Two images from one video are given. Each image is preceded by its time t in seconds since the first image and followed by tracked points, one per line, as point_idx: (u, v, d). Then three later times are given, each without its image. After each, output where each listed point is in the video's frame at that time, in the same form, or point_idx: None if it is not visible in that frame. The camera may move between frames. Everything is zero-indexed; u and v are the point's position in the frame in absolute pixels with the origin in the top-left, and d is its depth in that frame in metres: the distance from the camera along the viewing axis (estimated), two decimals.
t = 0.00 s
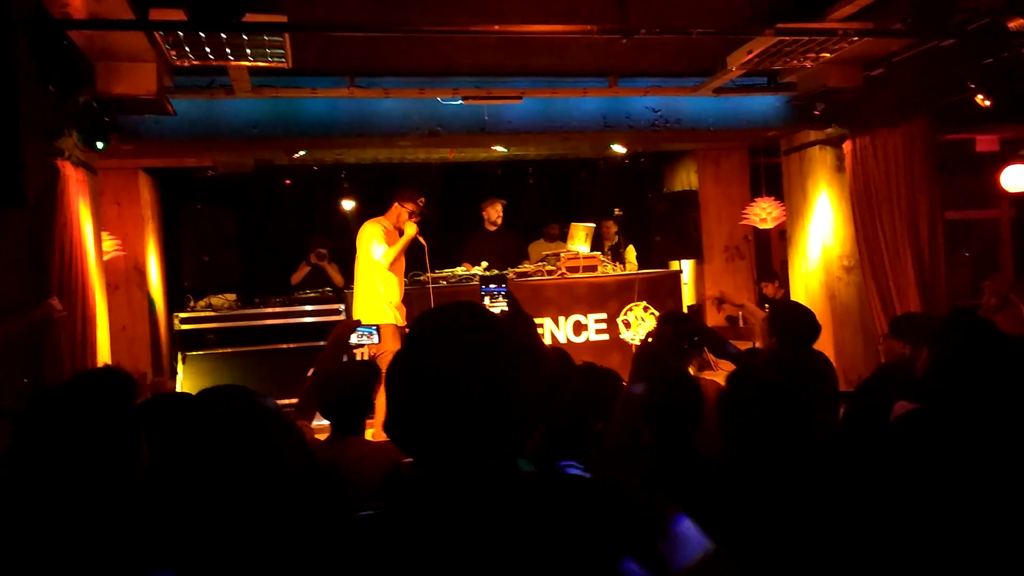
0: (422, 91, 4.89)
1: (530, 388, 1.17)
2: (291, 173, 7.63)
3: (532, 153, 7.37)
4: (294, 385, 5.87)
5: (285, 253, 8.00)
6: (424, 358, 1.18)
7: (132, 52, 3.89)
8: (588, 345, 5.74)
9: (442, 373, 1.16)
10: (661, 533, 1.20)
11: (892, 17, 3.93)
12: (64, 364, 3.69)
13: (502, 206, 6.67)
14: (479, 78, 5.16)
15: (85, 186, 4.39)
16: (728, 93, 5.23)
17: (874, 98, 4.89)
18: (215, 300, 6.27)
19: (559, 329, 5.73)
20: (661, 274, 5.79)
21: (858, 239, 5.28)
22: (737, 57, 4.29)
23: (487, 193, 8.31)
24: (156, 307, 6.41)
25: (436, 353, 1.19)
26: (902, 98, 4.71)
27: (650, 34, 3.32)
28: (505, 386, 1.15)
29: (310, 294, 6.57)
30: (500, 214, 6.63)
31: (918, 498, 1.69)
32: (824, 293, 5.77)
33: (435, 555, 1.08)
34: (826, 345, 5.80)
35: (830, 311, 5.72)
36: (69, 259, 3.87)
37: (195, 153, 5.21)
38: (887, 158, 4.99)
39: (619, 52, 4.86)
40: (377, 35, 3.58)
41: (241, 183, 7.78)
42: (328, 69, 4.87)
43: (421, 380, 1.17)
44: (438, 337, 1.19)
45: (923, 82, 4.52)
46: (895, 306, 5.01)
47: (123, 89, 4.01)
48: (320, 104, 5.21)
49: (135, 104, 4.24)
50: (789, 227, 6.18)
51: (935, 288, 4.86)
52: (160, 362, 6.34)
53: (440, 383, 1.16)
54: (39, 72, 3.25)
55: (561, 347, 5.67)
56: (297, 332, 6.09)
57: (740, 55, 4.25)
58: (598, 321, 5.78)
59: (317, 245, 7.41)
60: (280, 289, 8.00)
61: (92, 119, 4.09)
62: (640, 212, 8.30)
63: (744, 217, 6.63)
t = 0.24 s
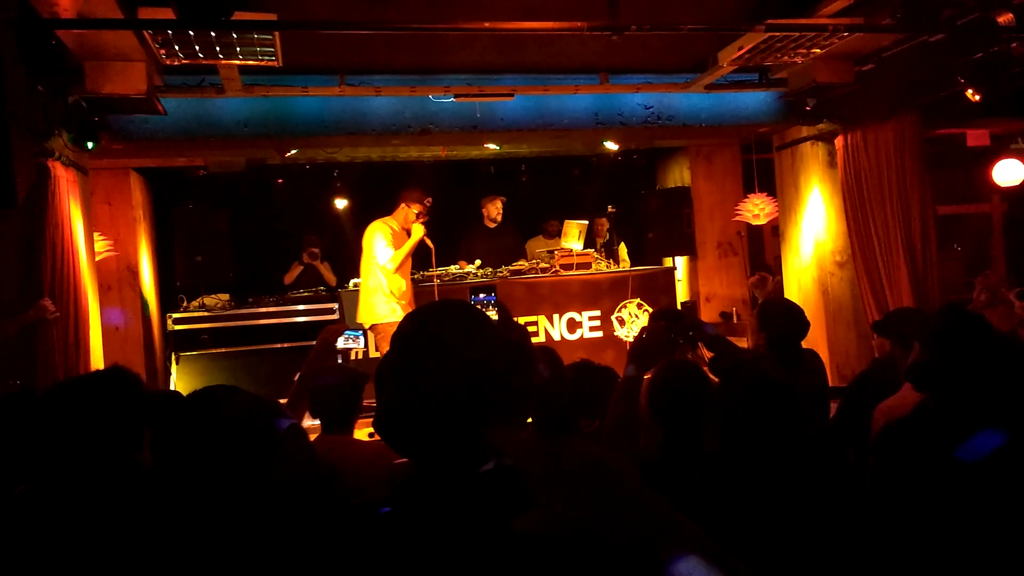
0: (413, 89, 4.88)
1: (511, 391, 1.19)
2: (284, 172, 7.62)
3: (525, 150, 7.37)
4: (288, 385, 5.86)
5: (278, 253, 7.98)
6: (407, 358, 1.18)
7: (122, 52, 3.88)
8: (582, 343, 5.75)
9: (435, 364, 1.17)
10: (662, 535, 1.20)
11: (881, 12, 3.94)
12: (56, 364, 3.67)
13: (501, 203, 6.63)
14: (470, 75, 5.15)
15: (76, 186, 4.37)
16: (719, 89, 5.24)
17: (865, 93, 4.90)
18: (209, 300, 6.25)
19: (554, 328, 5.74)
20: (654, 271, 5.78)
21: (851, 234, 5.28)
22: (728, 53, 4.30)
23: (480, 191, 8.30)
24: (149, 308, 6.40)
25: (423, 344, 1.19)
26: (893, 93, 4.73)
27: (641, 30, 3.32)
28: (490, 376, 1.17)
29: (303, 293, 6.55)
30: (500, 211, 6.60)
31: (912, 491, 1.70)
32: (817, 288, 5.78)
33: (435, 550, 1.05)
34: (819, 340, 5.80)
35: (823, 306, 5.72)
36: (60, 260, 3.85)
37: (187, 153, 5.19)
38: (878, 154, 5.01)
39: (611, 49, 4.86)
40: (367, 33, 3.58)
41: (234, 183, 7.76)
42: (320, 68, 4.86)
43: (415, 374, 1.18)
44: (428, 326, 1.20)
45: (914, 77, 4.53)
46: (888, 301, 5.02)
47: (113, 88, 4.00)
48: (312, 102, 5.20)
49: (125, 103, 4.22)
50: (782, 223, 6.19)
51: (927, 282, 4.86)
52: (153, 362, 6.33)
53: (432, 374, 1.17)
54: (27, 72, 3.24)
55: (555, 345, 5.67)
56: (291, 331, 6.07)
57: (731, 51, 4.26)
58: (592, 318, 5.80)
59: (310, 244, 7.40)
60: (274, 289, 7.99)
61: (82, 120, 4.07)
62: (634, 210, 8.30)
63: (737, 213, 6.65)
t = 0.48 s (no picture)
0: (410, 91, 4.87)
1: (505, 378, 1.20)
2: (280, 174, 7.61)
3: (521, 152, 7.37)
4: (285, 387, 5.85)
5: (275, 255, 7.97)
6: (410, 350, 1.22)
7: (117, 53, 3.87)
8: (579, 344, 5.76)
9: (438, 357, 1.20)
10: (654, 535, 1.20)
11: (878, 15, 3.95)
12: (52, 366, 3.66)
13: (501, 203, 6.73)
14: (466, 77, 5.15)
15: (72, 188, 4.36)
16: (716, 91, 5.24)
17: (861, 95, 4.90)
18: (205, 302, 6.24)
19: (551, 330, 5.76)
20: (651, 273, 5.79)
21: (847, 236, 5.29)
22: (724, 55, 4.30)
23: (476, 193, 8.29)
24: (144, 309, 6.38)
25: (423, 341, 1.22)
26: (889, 95, 4.74)
27: (638, 32, 3.33)
28: (486, 368, 1.20)
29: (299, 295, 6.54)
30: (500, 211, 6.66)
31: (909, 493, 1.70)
32: (813, 289, 5.78)
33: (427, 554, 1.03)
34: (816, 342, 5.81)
35: (820, 308, 5.72)
36: (56, 260, 3.84)
37: (183, 154, 5.18)
38: (874, 156, 5.02)
39: (608, 51, 4.86)
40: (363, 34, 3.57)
41: (229, 184, 7.74)
42: (316, 69, 4.85)
43: (412, 367, 1.21)
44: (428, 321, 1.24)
45: (909, 79, 4.54)
46: (884, 303, 5.03)
47: (109, 90, 3.99)
48: (308, 104, 5.19)
49: (121, 105, 4.21)
50: (779, 225, 6.20)
51: (922, 284, 4.87)
52: (149, 364, 6.32)
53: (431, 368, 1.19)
54: (23, 74, 3.23)
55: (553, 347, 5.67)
56: (287, 333, 6.07)
57: (727, 53, 4.26)
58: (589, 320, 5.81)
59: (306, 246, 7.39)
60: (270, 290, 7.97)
61: (78, 121, 4.06)
62: (630, 211, 8.30)
63: (733, 215, 6.65)
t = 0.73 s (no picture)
0: (410, 86, 4.87)
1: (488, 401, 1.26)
2: (280, 169, 7.61)
3: (521, 147, 7.36)
4: (285, 382, 5.86)
5: (275, 251, 7.97)
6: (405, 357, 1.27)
7: (117, 48, 3.86)
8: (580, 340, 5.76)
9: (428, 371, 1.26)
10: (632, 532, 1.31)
11: (879, 10, 3.94)
12: (52, 362, 3.66)
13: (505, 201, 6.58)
14: (467, 73, 5.15)
15: (72, 183, 4.37)
16: (717, 86, 5.24)
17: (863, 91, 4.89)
18: (205, 297, 6.24)
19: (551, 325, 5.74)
20: (652, 269, 5.78)
21: (848, 232, 5.29)
22: (725, 51, 4.29)
23: (477, 188, 8.29)
24: (145, 305, 6.38)
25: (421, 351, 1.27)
26: (890, 91, 4.73)
27: (639, 27, 3.32)
28: (475, 385, 1.26)
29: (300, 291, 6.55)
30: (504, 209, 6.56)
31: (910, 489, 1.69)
32: (813, 285, 5.79)
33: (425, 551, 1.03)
34: (817, 338, 5.82)
35: (820, 304, 5.72)
36: (56, 255, 3.84)
37: (184, 149, 5.17)
38: (875, 151, 5.02)
39: (609, 46, 4.85)
40: (364, 29, 3.57)
41: (230, 179, 7.74)
42: (316, 64, 4.85)
43: (416, 363, 1.27)
44: (431, 331, 1.28)
45: (911, 75, 4.53)
46: (885, 299, 5.02)
47: (109, 85, 3.98)
48: (309, 100, 5.19)
49: (121, 101, 4.20)
50: (779, 221, 6.20)
51: (924, 280, 4.86)
52: (149, 359, 6.33)
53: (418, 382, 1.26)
54: (22, 69, 3.23)
55: (552, 343, 5.67)
56: (287, 329, 6.07)
57: (728, 49, 4.26)
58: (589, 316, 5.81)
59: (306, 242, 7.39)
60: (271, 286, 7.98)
61: (78, 117, 4.06)
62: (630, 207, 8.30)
63: (734, 211, 6.66)
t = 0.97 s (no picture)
0: (418, 88, 4.88)
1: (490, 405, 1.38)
2: (289, 172, 7.64)
3: (529, 149, 7.36)
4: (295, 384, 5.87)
5: (285, 253, 7.99)
6: (424, 358, 1.37)
7: (127, 52, 3.88)
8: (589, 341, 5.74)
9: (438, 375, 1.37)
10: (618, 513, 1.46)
11: (887, 8, 3.92)
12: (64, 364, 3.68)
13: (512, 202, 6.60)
14: (475, 75, 5.15)
15: (83, 187, 4.39)
16: (726, 85, 5.22)
17: (872, 90, 4.85)
18: (216, 300, 6.26)
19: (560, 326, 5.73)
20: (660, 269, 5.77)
21: (858, 231, 5.26)
22: (733, 50, 4.28)
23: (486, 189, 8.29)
24: (156, 308, 6.41)
25: (430, 354, 1.38)
26: (900, 89, 4.70)
27: (646, 27, 3.31)
28: (475, 392, 1.37)
29: (310, 293, 6.57)
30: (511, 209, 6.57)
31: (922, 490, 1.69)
32: (824, 285, 5.76)
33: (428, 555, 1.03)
34: (828, 338, 5.79)
35: (830, 304, 5.70)
36: (68, 257, 3.87)
37: (193, 153, 5.19)
38: (885, 150, 5.00)
39: (617, 46, 4.84)
40: (372, 31, 3.58)
41: (240, 182, 7.78)
42: (325, 67, 4.86)
43: (436, 368, 1.38)
44: (445, 335, 1.39)
45: (921, 73, 4.51)
46: (896, 299, 4.99)
47: (118, 89, 4.01)
48: (318, 102, 5.21)
49: (131, 105, 4.23)
50: (788, 221, 6.18)
51: (935, 279, 4.84)
52: (161, 361, 6.36)
53: (427, 385, 1.37)
54: (33, 74, 3.25)
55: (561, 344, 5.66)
56: (297, 331, 6.09)
57: (736, 48, 4.24)
58: (598, 317, 5.79)
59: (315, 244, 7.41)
60: (280, 289, 8.00)
61: (89, 120, 4.09)
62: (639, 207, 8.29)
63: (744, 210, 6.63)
